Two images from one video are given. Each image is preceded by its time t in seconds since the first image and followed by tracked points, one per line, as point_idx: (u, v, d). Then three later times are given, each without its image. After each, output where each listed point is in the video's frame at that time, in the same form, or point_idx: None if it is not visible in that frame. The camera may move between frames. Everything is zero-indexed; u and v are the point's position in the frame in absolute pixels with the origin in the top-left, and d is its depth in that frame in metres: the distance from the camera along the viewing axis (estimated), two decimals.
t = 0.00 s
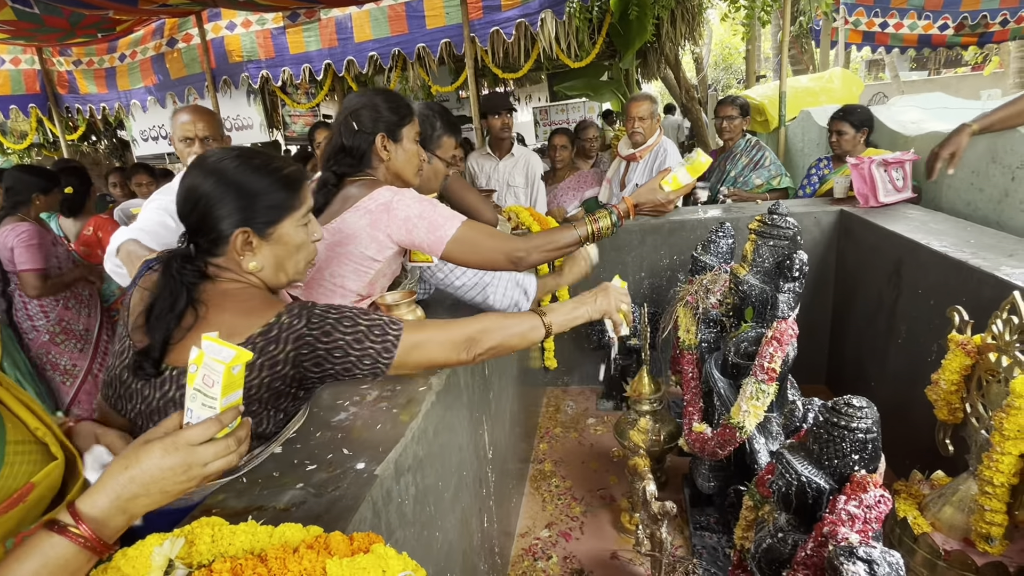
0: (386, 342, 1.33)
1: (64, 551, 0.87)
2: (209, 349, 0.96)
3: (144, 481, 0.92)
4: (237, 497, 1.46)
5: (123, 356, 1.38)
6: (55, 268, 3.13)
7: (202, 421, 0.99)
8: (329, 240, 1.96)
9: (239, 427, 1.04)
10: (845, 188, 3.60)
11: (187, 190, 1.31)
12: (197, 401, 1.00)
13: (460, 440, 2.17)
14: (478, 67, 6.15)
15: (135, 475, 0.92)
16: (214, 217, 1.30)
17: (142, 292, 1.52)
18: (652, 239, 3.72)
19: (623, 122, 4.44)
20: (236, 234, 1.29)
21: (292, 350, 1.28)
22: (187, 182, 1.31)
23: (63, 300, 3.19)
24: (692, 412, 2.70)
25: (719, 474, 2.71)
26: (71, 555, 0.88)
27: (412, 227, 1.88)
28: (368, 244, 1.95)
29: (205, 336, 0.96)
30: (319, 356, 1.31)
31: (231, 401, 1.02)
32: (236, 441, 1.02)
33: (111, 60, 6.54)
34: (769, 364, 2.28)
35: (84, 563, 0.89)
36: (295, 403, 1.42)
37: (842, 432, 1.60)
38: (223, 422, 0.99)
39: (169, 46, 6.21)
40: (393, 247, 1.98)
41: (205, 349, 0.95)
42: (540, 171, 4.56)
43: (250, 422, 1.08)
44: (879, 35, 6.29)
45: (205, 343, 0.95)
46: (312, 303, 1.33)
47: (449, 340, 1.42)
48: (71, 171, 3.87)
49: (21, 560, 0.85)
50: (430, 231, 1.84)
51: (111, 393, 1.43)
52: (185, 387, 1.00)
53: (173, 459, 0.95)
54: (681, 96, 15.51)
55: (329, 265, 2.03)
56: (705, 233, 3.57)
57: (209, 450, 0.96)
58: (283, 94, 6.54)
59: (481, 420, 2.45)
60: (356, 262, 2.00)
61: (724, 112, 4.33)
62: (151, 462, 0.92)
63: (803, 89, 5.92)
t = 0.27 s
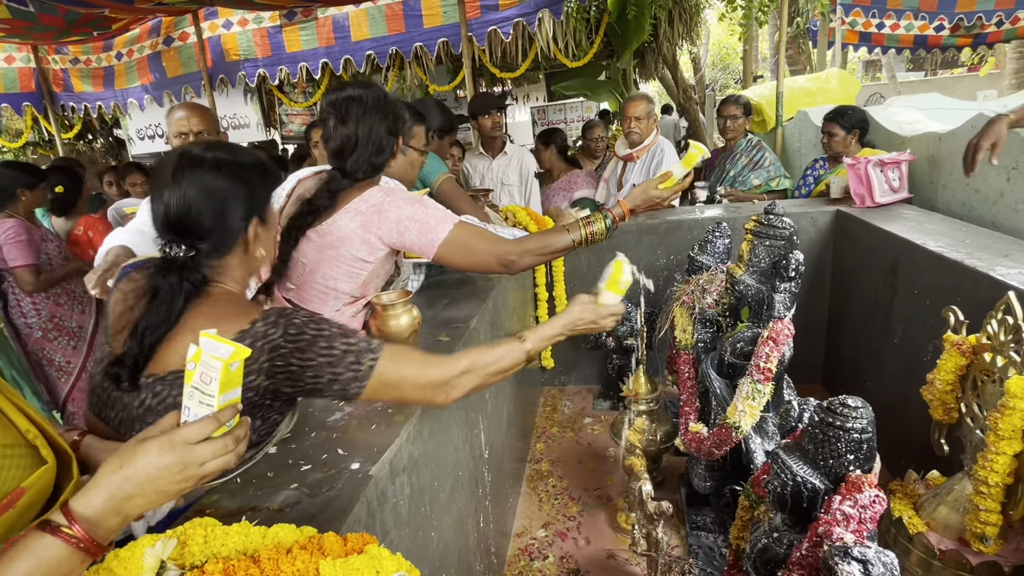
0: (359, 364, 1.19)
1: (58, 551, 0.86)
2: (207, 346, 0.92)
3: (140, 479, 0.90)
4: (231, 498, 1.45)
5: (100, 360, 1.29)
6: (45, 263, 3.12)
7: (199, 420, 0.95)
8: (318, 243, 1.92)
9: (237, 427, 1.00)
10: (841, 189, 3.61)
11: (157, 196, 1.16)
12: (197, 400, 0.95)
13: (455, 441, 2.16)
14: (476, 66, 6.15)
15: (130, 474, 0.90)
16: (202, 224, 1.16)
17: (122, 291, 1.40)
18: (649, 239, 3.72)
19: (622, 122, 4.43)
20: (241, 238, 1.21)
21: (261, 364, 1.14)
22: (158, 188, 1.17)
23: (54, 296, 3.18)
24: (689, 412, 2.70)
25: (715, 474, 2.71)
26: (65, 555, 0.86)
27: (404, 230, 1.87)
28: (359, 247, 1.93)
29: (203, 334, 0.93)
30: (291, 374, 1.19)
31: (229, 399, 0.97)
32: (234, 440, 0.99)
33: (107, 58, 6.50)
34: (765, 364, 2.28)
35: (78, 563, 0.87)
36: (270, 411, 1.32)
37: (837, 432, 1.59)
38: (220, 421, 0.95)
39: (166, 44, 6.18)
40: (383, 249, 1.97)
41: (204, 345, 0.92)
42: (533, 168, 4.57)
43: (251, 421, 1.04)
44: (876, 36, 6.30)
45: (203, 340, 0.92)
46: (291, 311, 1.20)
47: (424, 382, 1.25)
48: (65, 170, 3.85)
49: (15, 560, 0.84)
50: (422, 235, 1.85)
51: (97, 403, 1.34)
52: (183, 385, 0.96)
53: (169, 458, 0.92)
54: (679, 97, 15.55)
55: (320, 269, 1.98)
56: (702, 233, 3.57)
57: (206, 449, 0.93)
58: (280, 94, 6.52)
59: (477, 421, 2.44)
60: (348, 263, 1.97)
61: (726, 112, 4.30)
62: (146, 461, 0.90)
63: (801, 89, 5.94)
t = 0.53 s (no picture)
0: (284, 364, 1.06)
1: (90, 550, 0.83)
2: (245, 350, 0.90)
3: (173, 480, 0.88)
4: (227, 500, 1.44)
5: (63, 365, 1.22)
6: (39, 262, 3.17)
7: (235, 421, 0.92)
8: (315, 243, 1.90)
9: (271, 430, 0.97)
10: (839, 189, 3.62)
11: (91, 195, 1.05)
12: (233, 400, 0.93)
13: (453, 442, 2.15)
14: (475, 66, 6.15)
15: (163, 474, 0.87)
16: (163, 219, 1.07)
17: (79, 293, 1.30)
18: (647, 239, 3.72)
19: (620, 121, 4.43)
20: (200, 225, 1.16)
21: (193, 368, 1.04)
22: (89, 188, 1.06)
23: (49, 296, 3.17)
24: (687, 413, 2.70)
25: (713, 474, 2.71)
26: (96, 554, 0.84)
27: (402, 228, 1.84)
28: (357, 247, 1.91)
29: (241, 334, 0.91)
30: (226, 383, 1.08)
31: (265, 402, 0.95)
32: (268, 444, 0.96)
33: (104, 58, 6.49)
34: (763, 364, 2.28)
35: (108, 563, 0.85)
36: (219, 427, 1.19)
37: (834, 432, 1.59)
38: (254, 424, 0.92)
39: (163, 44, 6.17)
40: (382, 249, 1.93)
41: (242, 346, 0.90)
42: (532, 168, 4.57)
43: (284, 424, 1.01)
44: (873, 36, 6.32)
45: (241, 340, 0.90)
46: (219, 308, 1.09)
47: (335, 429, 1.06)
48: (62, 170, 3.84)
49: (47, 556, 0.81)
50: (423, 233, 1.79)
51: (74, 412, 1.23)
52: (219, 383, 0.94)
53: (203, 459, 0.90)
54: (677, 97, 15.58)
55: (319, 267, 1.96)
56: (701, 233, 3.57)
57: (240, 452, 0.91)
58: (278, 94, 6.51)
59: (475, 421, 2.44)
60: (345, 263, 1.95)
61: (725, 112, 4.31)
62: (180, 462, 0.88)
63: (799, 90, 5.95)
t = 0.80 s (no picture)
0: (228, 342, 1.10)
1: (163, 522, 0.82)
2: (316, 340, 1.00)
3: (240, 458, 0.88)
4: (225, 500, 1.44)
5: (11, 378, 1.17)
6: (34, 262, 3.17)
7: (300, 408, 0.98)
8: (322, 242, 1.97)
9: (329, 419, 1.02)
10: (837, 189, 3.63)
11: (32, 194, 1.00)
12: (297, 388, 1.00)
13: (451, 442, 2.15)
14: (474, 67, 6.16)
15: (231, 453, 0.88)
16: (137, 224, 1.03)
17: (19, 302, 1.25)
18: (646, 240, 3.73)
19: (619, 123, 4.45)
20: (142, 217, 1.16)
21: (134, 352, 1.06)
22: (22, 188, 1.00)
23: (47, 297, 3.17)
24: (685, 413, 2.71)
25: (712, 474, 2.72)
26: (167, 524, 0.82)
27: (407, 222, 1.90)
28: (362, 243, 1.97)
29: (311, 324, 0.99)
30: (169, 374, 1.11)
31: (327, 392, 1.04)
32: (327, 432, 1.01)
33: (102, 60, 6.49)
34: (761, 365, 2.28)
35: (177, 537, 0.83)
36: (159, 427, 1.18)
37: (832, 432, 1.59)
38: (316, 412, 0.98)
39: (162, 45, 6.17)
40: (387, 244, 2.00)
41: (312, 336, 0.98)
42: (530, 169, 4.58)
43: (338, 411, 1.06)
44: (870, 37, 6.35)
45: (311, 331, 0.98)
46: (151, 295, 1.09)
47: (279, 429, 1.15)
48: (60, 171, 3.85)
49: (122, 523, 0.80)
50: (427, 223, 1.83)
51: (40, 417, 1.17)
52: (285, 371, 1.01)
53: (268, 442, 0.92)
54: (676, 98, 15.60)
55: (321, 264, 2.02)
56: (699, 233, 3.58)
57: (303, 438, 0.94)
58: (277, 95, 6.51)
59: (473, 422, 2.44)
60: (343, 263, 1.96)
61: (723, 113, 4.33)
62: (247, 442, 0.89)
63: (797, 90, 5.97)
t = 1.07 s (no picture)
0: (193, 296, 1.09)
1: (229, 472, 0.78)
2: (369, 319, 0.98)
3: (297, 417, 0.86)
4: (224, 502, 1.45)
5: None
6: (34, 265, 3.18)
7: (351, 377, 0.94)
8: (334, 241, 1.93)
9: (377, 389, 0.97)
10: (835, 190, 3.64)
11: None
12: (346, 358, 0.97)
13: (450, 444, 2.15)
14: (473, 69, 6.18)
15: (289, 412, 0.86)
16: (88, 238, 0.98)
17: None
18: (644, 241, 3.73)
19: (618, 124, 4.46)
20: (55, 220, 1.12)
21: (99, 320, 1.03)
22: None
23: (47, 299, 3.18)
24: (683, 414, 2.72)
25: (710, 475, 2.72)
26: (232, 473, 0.78)
27: (419, 219, 1.91)
28: (375, 243, 1.95)
29: (362, 299, 0.98)
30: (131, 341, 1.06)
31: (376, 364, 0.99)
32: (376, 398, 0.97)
33: (101, 62, 6.50)
34: (759, 366, 2.28)
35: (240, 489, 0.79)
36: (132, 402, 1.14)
37: (828, 433, 1.60)
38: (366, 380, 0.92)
39: (161, 48, 6.18)
40: (399, 242, 1.98)
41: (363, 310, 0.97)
42: (530, 170, 4.59)
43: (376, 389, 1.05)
44: (868, 38, 6.37)
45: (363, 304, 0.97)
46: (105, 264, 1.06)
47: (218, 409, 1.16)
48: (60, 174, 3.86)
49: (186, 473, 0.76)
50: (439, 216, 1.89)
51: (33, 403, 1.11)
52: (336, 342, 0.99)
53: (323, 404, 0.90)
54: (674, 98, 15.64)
55: (334, 262, 1.98)
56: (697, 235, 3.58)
57: (354, 401, 0.92)
58: (276, 97, 6.52)
59: (472, 423, 2.44)
60: (342, 265, 1.96)
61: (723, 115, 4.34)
62: (305, 403, 0.87)
63: (795, 91, 5.99)
